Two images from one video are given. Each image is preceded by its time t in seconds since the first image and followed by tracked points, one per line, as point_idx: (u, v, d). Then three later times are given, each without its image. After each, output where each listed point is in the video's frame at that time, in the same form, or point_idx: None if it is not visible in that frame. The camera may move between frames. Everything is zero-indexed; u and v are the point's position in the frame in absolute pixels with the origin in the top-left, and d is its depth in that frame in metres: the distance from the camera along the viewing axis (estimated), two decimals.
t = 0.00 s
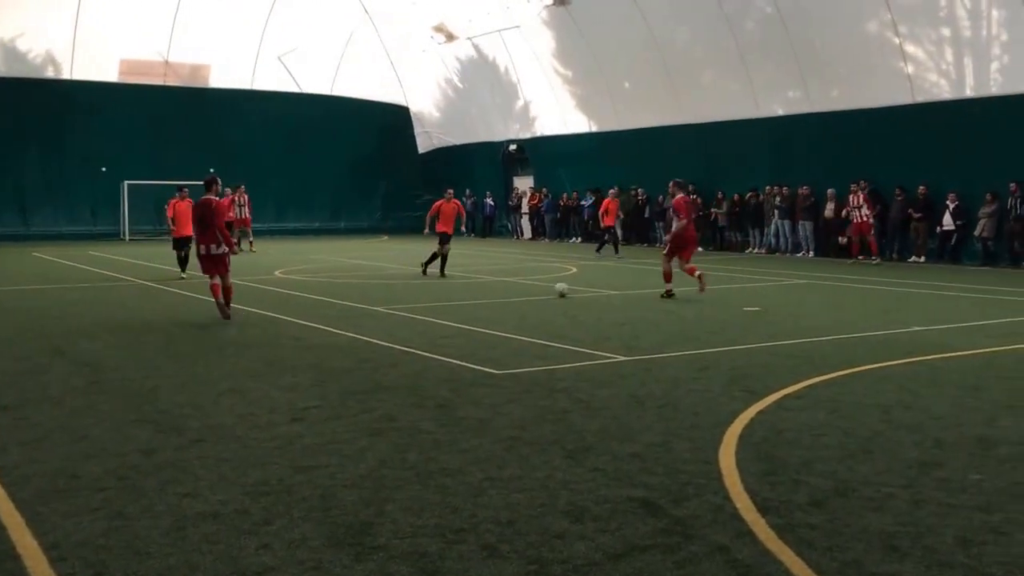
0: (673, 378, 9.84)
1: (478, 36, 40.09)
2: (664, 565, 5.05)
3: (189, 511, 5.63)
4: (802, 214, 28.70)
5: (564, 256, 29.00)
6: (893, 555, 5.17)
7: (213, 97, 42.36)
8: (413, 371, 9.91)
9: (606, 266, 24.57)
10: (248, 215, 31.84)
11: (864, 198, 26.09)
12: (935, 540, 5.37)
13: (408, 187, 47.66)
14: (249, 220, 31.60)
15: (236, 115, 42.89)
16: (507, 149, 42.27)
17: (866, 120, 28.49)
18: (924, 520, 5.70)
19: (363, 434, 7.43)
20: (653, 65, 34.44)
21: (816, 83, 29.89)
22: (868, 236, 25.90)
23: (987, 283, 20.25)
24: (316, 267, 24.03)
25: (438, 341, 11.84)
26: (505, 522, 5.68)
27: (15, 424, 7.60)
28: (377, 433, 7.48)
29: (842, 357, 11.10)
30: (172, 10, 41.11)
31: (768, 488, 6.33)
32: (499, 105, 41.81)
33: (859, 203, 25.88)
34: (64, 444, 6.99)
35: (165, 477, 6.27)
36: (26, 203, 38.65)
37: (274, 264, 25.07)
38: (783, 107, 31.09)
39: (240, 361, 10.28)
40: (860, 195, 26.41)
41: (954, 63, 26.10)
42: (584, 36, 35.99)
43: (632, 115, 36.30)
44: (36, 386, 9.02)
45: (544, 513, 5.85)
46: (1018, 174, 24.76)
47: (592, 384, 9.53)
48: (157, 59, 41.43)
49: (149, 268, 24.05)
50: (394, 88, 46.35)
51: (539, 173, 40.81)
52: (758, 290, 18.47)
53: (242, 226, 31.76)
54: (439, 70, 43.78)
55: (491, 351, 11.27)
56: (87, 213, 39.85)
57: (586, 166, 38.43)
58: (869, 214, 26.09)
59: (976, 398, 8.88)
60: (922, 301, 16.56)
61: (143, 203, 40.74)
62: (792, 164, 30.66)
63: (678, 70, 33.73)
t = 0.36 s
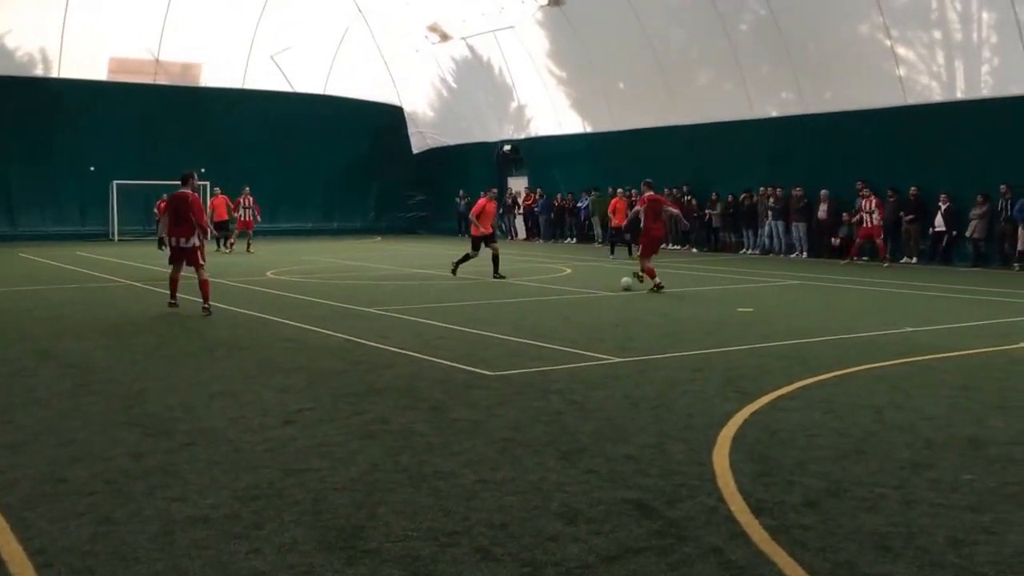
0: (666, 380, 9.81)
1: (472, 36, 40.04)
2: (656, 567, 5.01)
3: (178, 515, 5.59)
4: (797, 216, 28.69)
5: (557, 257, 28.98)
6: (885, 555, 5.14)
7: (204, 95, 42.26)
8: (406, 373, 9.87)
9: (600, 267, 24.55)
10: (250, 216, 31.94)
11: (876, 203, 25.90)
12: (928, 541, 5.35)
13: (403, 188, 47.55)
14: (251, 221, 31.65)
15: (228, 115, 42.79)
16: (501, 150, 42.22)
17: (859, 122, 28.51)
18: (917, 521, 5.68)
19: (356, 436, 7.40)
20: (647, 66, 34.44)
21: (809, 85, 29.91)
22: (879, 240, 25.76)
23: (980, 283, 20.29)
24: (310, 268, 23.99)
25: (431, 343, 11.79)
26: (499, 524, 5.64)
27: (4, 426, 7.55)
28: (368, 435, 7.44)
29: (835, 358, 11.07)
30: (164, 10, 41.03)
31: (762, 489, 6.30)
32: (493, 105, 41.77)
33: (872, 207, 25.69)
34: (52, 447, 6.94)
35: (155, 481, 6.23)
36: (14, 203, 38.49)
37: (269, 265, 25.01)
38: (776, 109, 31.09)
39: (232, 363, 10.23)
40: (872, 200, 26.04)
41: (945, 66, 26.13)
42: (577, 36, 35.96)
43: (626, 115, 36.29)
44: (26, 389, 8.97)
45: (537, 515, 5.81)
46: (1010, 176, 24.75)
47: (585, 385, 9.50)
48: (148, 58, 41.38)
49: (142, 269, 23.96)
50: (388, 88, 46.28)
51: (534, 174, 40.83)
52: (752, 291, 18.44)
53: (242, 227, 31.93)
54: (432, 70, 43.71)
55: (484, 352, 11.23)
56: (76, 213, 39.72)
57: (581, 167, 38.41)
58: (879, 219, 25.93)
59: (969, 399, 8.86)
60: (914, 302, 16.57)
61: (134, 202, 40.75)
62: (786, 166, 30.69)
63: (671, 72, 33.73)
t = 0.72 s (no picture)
0: (659, 382, 9.82)
1: (465, 37, 40.03)
2: (650, 569, 5.02)
3: (171, 518, 5.58)
4: (791, 217, 28.75)
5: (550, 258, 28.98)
6: (878, 558, 5.15)
7: (197, 96, 42.20)
8: (399, 375, 9.87)
9: (593, 269, 24.54)
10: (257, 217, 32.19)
11: (882, 199, 25.95)
12: (921, 542, 5.36)
13: (396, 189, 47.46)
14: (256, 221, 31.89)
15: (220, 115, 42.71)
16: (494, 151, 42.21)
17: (853, 124, 28.57)
18: (910, 523, 5.70)
19: (349, 438, 7.39)
20: (639, 66, 34.48)
21: (802, 85, 29.98)
22: (884, 238, 25.75)
23: (973, 284, 20.37)
24: (301, 270, 23.96)
25: (424, 344, 11.77)
26: (492, 527, 5.64)
27: None
28: (361, 437, 7.44)
29: (829, 360, 11.11)
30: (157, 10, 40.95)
31: (755, 491, 6.32)
32: (486, 106, 41.77)
33: (877, 204, 25.73)
34: (45, 449, 6.92)
35: (148, 483, 6.21)
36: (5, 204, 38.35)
37: (260, 266, 24.97)
38: (769, 109, 31.15)
39: (224, 365, 10.20)
40: (878, 196, 26.05)
41: (939, 66, 26.22)
42: (570, 37, 36.00)
43: (619, 116, 36.33)
44: (16, 390, 8.94)
45: (530, 517, 5.82)
46: (1004, 177, 24.82)
47: (579, 387, 9.52)
48: (140, 59, 41.30)
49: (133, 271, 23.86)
50: (381, 90, 46.24)
51: (527, 174, 40.82)
52: (746, 293, 18.46)
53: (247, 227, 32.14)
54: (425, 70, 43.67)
55: (477, 354, 11.24)
56: (68, 214, 39.60)
57: (574, 169, 38.39)
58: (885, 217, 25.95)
59: (962, 400, 8.90)
60: (908, 304, 16.61)
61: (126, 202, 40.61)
62: (779, 166, 30.73)
63: (664, 72, 33.79)
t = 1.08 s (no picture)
0: (654, 384, 9.79)
1: (458, 39, 39.98)
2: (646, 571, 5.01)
3: (165, 519, 5.54)
4: (785, 218, 28.76)
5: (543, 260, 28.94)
6: (875, 560, 5.14)
7: (190, 98, 42.12)
8: (393, 376, 9.84)
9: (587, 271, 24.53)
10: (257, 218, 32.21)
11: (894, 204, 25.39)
12: (918, 545, 5.35)
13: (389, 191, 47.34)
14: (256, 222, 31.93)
15: (212, 117, 42.62)
16: (486, 152, 42.21)
17: (848, 125, 28.61)
18: (907, 526, 5.69)
19: (342, 440, 7.35)
20: (633, 68, 34.49)
21: (795, 86, 30.02)
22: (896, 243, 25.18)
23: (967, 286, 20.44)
24: (293, 272, 23.92)
25: (418, 346, 11.74)
26: (487, 528, 5.61)
27: None
28: (355, 439, 7.40)
29: (824, 361, 11.10)
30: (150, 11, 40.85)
31: (751, 493, 6.30)
32: (478, 108, 41.74)
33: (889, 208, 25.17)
34: (37, 451, 6.88)
35: (141, 484, 6.17)
36: None
37: (252, 268, 24.90)
38: (763, 110, 31.17)
39: (217, 366, 10.16)
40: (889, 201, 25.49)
41: (934, 67, 26.27)
42: (563, 38, 35.97)
43: (612, 117, 36.33)
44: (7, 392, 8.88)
45: (525, 519, 5.79)
46: (1000, 178, 24.87)
47: (573, 388, 9.50)
48: (133, 61, 41.21)
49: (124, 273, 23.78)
50: (374, 91, 46.18)
51: (519, 176, 40.75)
52: (741, 295, 18.44)
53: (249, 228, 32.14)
54: (418, 71, 43.60)
55: (472, 356, 11.20)
56: (61, 217, 39.51)
57: (568, 171, 38.35)
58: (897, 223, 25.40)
59: (958, 402, 8.91)
60: (903, 305, 16.62)
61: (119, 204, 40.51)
62: (773, 167, 30.74)
63: (658, 74, 33.80)
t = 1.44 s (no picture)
0: (649, 385, 9.80)
1: (451, 40, 39.94)
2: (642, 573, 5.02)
3: (160, 520, 5.53)
4: (780, 219, 28.81)
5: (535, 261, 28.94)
6: (871, 562, 5.15)
7: (183, 99, 42.06)
8: (388, 378, 9.82)
9: (581, 272, 24.53)
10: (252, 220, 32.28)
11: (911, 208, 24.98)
12: (914, 548, 5.36)
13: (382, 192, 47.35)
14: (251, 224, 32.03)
15: (205, 118, 42.57)
16: (479, 153, 42.30)
17: (844, 125, 28.68)
18: (902, 527, 5.70)
19: (336, 442, 7.34)
20: (626, 68, 34.52)
21: (789, 86, 30.05)
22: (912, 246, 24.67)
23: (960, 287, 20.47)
24: (286, 273, 23.88)
25: (412, 347, 11.72)
26: (482, 530, 5.61)
27: None
28: (349, 441, 7.40)
29: (819, 363, 11.11)
30: (144, 12, 40.75)
31: (745, 495, 6.31)
32: (471, 109, 41.75)
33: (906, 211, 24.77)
34: (31, 452, 6.87)
35: (135, 486, 6.15)
36: None
37: (245, 269, 24.86)
38: (757, 110, 31.20)
39: (211, 368, 10.15)
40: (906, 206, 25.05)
41: (929, 67, 26.31)
42: (557, 40, 35.96)
43: (606, 118, 36.36)
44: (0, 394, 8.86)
45: (520, 521, 5.79)
46: (996, 178, 24.92)
47: (569, 390, 9.50)
48: (126, 63, 41.12)
49: (117, 274, 23.73)
50: (368, 92, 46.16)
51: (513, 177, 40.79)
52: (736, 296, 18.46)
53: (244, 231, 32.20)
54: (411, 72, 43.58)
55: (467, 357, 11.19)
56: (56, 220, 39.47)
57: (561, 172, 38.38)
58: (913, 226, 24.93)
59: (953, 404, 8.92)
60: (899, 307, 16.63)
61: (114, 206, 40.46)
62: (767, 167, 30.81)
63: (651, 74, 33.81)
